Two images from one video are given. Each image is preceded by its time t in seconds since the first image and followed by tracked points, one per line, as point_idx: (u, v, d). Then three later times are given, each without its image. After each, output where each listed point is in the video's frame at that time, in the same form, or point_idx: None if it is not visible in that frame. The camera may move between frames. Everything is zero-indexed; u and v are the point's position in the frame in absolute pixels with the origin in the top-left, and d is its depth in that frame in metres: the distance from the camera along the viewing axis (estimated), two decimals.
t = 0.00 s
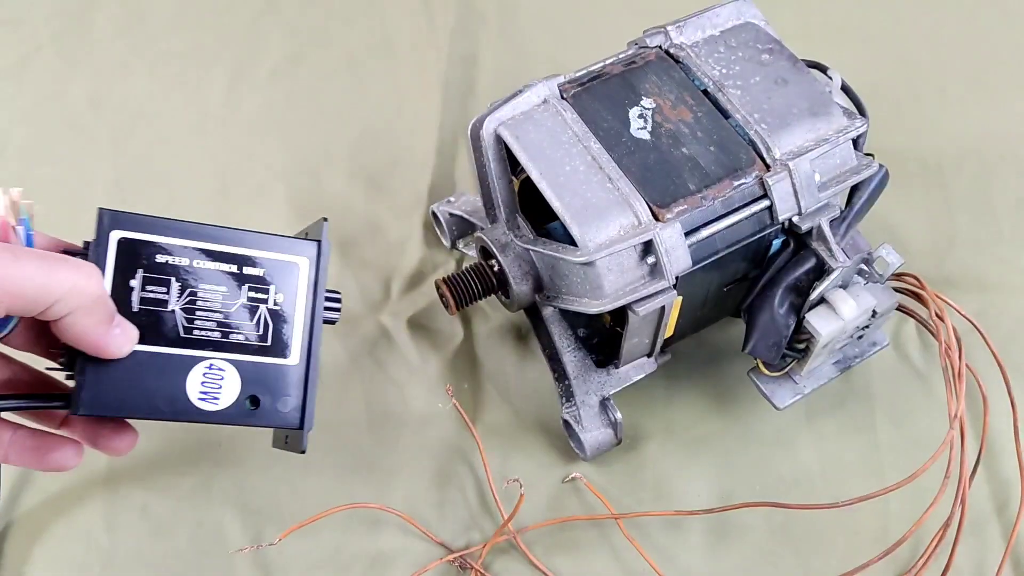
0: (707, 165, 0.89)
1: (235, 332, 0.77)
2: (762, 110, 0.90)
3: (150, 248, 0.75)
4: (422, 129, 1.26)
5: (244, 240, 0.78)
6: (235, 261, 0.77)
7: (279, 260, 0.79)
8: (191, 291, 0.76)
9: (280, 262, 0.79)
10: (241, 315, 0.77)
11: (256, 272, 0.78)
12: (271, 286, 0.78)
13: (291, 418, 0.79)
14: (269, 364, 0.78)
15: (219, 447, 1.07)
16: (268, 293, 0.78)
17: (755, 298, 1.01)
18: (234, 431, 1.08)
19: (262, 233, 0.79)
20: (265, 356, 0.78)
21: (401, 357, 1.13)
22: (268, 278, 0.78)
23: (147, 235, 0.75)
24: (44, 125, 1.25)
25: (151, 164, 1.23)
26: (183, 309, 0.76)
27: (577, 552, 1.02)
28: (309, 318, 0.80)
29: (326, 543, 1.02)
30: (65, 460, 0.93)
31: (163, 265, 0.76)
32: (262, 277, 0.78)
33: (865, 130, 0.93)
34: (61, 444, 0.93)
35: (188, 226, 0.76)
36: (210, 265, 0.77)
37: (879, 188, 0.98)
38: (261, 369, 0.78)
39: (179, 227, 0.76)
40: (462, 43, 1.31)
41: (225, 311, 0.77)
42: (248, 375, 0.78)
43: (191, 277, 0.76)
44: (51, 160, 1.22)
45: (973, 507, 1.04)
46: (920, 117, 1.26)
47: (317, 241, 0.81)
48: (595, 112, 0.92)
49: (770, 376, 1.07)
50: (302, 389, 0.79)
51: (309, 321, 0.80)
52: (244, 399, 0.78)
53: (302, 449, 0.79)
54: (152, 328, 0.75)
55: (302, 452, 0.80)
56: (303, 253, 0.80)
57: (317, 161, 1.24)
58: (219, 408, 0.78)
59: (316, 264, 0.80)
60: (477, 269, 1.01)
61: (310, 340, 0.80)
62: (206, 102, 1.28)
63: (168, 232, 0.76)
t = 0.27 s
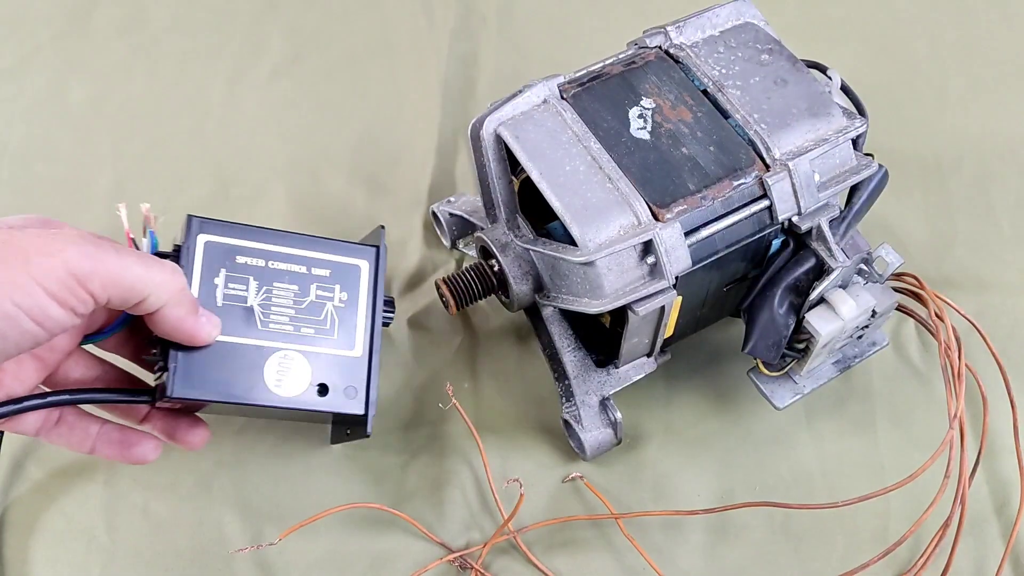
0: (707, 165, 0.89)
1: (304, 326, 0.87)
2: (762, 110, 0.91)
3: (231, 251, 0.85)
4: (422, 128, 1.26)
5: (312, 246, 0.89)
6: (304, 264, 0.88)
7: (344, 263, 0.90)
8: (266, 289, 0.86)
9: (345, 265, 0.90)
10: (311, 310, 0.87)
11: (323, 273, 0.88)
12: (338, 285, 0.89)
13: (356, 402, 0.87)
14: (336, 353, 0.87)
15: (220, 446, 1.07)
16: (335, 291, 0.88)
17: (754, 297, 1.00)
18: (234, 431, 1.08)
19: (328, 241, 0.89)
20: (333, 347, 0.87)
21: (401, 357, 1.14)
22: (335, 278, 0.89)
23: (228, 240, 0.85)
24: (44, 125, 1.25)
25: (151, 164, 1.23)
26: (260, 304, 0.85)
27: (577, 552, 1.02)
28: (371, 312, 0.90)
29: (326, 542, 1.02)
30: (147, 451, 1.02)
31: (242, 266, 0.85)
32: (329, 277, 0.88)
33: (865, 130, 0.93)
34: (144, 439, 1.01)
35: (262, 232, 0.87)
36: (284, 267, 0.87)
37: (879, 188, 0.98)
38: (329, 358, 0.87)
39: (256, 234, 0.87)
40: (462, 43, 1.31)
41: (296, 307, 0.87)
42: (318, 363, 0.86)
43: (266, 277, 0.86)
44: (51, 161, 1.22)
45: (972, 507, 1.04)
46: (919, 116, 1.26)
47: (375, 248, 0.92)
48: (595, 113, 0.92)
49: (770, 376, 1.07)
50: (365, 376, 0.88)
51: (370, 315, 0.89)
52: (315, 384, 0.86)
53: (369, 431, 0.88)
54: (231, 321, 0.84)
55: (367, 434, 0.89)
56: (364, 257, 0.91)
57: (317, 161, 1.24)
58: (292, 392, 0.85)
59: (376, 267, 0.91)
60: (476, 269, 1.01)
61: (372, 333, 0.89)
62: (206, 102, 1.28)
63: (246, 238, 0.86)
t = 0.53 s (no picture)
0: (706, 165, 0.89)
1: (340, 313, 0.92)
2: (761, 110, 0.91)
3: (268, 252, 0.93)
4: (422, 129, 1.26)
5: (342, 245, 0.96)
6: (337, 259, 0.95)
7: (374, 258, 0.96)
8: (302, 282, 0.92)
9: (376, 259, 0.96)
10: (346, 299, 0.93)
11: (355, 267, 0.95)
12: (370, 277, 0.95)
13: (396, 378, 0.91)
14: (374, 336, 0.92)
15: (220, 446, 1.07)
16: (368, 282, 0.95)
17: (754, 297, 1.00)
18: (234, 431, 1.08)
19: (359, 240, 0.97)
20: (372, 330, 0.92)
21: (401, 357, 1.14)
22: (366, 271, 0.95)
23: (266, 242, 0.93)
24: (45, 127, 1.25)
25: (151, 165, 1.23)
26: (298, 295, 0.92)
27: (577, 552, 1.02)
28: (403, 300, 0.95)
29: (326, 542, 1.02)
30: (201, 465, 1.03)
31: (279, 263, 0.93)
32: (360, 270, 0.95)
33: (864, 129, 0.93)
34: (198, 450, 1.03)
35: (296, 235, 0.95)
36: (317, 263, 0.94)
37: (879, 188, 0.98)
38: (367, 341, 0.92)
39: (290, 236, 0.94)
40: (461, 43, 1.31)
41: (331, 297, 0.93)
42: (357, 346, 0.91)
43: (302, 271, 0.93)
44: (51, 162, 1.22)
45: (972, 507, 1.04)
46: (919, 117, 1.26)
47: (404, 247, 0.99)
48: (595, 113, 0.92)
49: (770, 376, 1.07)
50: (403, 355, 0.92)
51: (403, 302, 0.95)
52: (356, 364, 0.91)
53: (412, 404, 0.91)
54: (272, 309, 0.90)
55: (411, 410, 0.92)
56: (393, 253, 0.98)
57: (317, 161, 1.24)
58: (335, 371, 0.89)
59: (405, 261, 0.98)
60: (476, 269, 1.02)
61: (406, 318, 0.94)
62: (206, 103, 1.28)
63: (281, 240, 0.94)
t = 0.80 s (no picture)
0: (707, 165, 0.89)
1: (325, 315, 0.93)
2: (761, 110, 0.91)
3: (252, 261, 0.95)
4: (422, 129, 1.26)
5: (325, 248, 0.97)
6: (321, 263, 0.96)
7: (359, 259, 0.97)
8: (286, 288, 0.94)
9: (361, 260, 0.97)
10: (330, 301, 0.94)
11: (339, 269, 0.96)
12: (354, 278, 0.96)
13: (380, 376, 0.91)
14: (358, 337, 0.93)
15: (220, 447, 1.07)
16: (352, 283, 0.95)
17: (754, 297, 1.00)
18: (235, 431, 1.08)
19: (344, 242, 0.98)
20: (355, 331, 0.93)
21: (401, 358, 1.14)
22: (350, 272, 0.96)
23: (250, 252, 0.95)
24: (44, 128, 1.25)
25: (150, 166, 1.23)
26: (282, 301, 0.93)
27: (577, 552, 1.02)
28: (388, 297, 0.95)
29: (326, 543, 1.02)
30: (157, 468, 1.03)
31: (263, 271, 0.94)
32: (345, 273, 0.96)
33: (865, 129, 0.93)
34: (155, 453, 1.03)
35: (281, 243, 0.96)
36: (301, 268, 0.95)
37: (879, 188, 0.98)
38: (350, 341, 0.92)
39: (275, 243, 0.96)
40: (461, 43, 1.31)
41: (314, 300, 0.94)
42: (341, 347, 0.92)
43: (286, 278, 0.94)
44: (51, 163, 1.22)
45: (972, 507, 1.04)
46: (919, 117, 1.26)
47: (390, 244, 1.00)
48: (595, 113, 0.92)
49: (770, 376, 1.07)
50: (387, 353, 0.92)
51: (388, 300, 0.95)
52: (339, 364, 0.91)
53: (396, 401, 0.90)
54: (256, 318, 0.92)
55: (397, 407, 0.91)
56: (378, 252, 0.98)
57: (317, 162, 1.24)
58: (319, 373, 0.90)
59: (390, 259, 0.98)
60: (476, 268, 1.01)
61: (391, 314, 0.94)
62: (205, 103, 1.28)
63: (265, 249, 0.96)
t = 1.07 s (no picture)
0: (706, 165, 0.89)
1: (297, 323, 0.97)
2: (761, 110, 0.91)
3: (229, 279, 1.00)
4: (422, 129, 1.26)
5: (297, 258, 1.01)
6: (294, 275, 1.00)
7: (331, 266, 1.00)
8: (261, 301, 0.98)
9: (333, 266, 1.00)
10: (303, 310, 0.98)
11: (312, 279, 0.99)
12: (325, 285, 0.99)
13: (349, 380, 0.93)
14: (330, 344, 0.95)
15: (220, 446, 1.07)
16: (323, 292, 0.99)
17: (753, 297, 1.00)
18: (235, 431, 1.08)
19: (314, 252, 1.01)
20: (326, 338, 0.96)
21: (401, 358, 1.14)
22: (321, 280, 0.99)
23: (228, 270, 1.00)
24: (44, 129, 1.25)
25: (150, 166, 1.23)
26: (257, 313, 0.97)
27: (577, 552, 1.02)
28: (359, 303, 0.98)
29: (327, 543, 1.02)
30: (78, 467, 1.02)
31: (241, 288, 0.99)
32: (317, 281, 0.99)
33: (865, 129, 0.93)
34: (81, 452, 1.02)
35: (257, 258, 1.01)
36: (275, 280, 0.99)
37: (879, 188, 0.98)
38: (320, 348, 0.95)
39: (251, 259, 1.01)
40: (461, 43, 1.31)
41: (288, 310, 0.98)
42: (311, 354, 0.95)
43: (260, 292, 0.99)
44: (51, 164, 1.22)
45: (973, 507, 1.03)
46: (919, 117, 1.26)
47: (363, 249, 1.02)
48: (595, 112, 0.92)
49: (770, 376, 1.07)
50: (358, 357, 0.95)
51: (359, 305, 0.98)
52: (310, 370, 0.94)
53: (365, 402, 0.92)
54: (233, 332, 0.96)
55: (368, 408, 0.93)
56: (349, 257, 1.01)
57: (316, 162, 1.24)
58: (290, 381, 0.93)
59: (361, 264, 1.00)
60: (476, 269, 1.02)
61: (361, 319, 0.97)
62: (205, 104, 1.28)
63: (242, 266, 1.00)
